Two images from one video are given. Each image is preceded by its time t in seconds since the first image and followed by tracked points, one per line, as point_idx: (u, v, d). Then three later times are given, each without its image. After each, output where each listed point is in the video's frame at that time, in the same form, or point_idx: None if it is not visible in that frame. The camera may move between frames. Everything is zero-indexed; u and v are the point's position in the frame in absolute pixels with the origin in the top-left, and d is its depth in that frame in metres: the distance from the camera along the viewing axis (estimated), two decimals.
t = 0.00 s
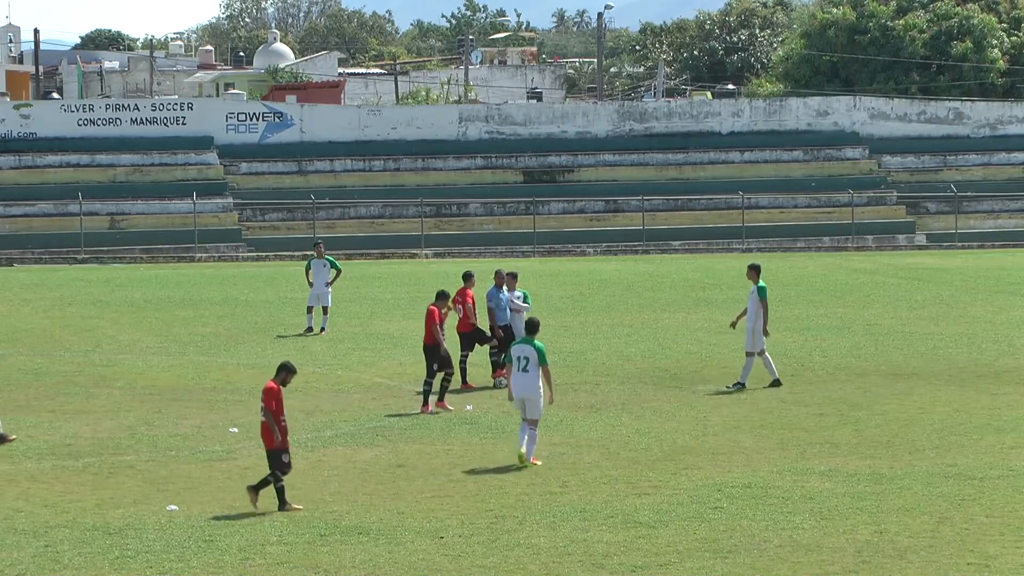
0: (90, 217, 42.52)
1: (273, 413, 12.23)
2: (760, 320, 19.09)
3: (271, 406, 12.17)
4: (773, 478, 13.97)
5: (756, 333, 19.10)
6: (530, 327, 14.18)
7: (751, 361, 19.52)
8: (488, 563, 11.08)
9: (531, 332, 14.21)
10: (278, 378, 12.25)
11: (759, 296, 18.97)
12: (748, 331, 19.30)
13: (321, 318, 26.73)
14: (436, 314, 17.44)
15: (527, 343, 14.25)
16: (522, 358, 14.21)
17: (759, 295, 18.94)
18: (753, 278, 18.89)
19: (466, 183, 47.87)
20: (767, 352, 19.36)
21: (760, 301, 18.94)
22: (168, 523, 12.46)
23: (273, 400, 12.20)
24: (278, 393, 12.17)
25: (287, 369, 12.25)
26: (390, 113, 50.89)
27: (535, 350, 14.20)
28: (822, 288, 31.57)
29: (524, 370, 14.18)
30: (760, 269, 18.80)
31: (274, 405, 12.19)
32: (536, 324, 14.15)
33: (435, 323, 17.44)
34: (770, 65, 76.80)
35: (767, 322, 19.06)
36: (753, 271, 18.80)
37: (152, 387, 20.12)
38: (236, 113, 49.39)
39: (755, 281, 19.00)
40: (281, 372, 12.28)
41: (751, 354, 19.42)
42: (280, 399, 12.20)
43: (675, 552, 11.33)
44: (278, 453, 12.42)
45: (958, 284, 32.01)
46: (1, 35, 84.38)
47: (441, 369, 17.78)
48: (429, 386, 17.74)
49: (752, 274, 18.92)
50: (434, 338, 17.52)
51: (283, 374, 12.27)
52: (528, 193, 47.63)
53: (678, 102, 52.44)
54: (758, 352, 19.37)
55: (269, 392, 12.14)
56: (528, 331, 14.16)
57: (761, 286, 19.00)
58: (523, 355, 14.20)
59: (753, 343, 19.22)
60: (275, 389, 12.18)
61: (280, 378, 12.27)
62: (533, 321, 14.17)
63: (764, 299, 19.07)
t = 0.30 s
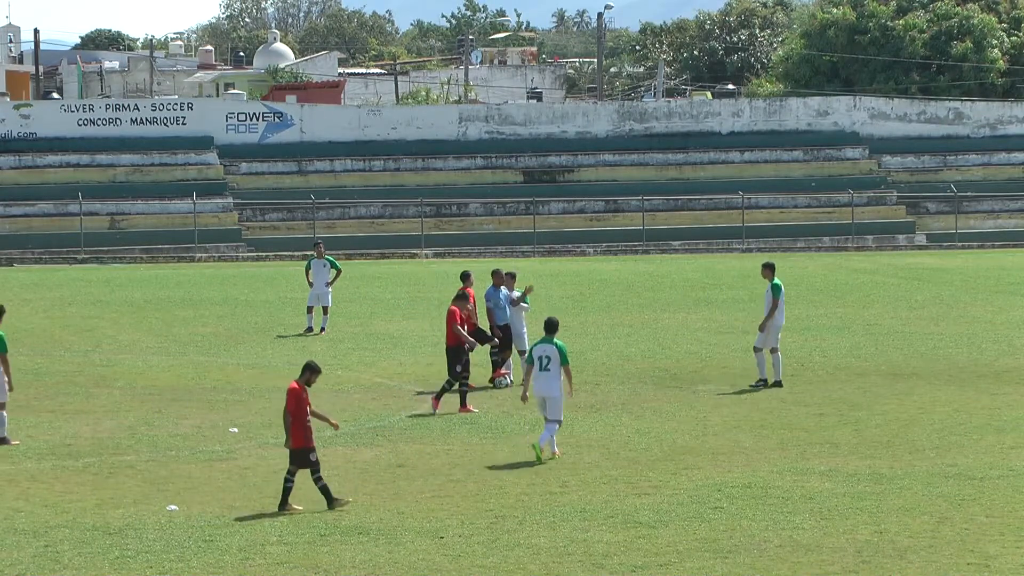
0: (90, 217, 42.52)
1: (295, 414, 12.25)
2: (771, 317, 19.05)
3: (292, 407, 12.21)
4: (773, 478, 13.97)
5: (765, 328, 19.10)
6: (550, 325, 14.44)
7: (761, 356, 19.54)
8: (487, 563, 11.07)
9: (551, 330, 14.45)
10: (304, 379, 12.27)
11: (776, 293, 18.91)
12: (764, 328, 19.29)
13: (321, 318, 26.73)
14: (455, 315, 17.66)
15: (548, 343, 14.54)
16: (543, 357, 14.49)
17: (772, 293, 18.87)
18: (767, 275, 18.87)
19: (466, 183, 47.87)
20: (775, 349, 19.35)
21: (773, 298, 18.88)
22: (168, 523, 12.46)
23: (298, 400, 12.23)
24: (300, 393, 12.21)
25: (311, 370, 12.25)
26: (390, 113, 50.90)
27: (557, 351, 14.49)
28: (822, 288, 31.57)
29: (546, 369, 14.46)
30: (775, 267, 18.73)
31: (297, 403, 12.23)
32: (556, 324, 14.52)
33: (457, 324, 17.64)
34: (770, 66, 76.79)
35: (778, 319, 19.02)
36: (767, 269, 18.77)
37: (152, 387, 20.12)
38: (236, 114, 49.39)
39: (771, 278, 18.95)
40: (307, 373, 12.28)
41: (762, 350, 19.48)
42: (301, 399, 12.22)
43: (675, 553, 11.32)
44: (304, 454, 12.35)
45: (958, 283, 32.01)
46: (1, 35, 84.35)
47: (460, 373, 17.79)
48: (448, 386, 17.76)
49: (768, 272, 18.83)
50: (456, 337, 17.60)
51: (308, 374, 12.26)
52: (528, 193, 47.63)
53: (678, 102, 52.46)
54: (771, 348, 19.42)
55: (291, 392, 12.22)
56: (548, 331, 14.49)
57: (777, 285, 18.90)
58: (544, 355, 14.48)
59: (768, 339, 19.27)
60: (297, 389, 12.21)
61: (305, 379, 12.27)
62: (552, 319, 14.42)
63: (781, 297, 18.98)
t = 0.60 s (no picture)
0: (90, 217, 42.52)
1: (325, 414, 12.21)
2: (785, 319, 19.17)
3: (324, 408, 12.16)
4: (773, 478, 13.97)
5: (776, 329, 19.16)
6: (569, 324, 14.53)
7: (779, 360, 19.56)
8: (487, 563, 11.08)
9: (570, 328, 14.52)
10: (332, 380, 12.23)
11: (788, 295, 19.05)
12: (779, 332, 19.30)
13: (320, 318, 26.75)
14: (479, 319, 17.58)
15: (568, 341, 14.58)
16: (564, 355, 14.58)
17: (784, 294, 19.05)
18: (782, 276, 19.00)
19: (466, 183, 47.87)
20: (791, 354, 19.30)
21: (784, 299, 19.04)
22: (167, 523, 12.46)
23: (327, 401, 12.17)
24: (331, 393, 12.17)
25: (339, 369, 12.25)
26: (390, 113, 50.91)
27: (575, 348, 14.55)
28: (822, 288, 31.56)
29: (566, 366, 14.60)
30: (789, 267, 18.93)
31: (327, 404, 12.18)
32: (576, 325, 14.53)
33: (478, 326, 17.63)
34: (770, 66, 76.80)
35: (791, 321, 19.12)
36: (782, 270, 18.95)
37: (152, 387, 20.12)
38: (236, 114, 49.40)
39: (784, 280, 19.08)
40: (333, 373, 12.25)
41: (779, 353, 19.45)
42: (330, 399, 12.17)
43: (675, 553, 11.32)
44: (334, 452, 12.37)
45: (958, 283, 32.01)
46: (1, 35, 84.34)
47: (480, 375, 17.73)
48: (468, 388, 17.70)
49: (783, 273, 18.98)
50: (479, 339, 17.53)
51: (336, 374, 12.25)
52: (528, 193, 47.63)
53: (678, 102, 52.46)
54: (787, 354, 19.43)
55: (320, 393, 12.15)
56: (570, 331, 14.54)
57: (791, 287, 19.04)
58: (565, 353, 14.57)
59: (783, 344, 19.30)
60: (327, 390, 12.14)
61: (333, 379, 12.24)
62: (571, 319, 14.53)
63: (793, 298, 19.13)
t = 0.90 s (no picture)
0: (90, 217, 42.52)
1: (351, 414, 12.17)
2: (801, 318, 19.21)
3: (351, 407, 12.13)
4: (773, 478, 13.97)
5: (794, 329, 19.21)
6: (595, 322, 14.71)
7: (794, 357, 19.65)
8: (487, 563, 11.07)
9: (596, 328, 14.73)
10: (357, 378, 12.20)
11: (800, 295, 19.01)
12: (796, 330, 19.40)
13: (320, 318, 26.75)
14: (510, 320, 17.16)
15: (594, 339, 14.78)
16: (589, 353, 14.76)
17: (797, 294, 19.04)
18: (794, 276, 19.01)
19: (466, 183, 47.87)
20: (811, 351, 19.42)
21: (798, 299, 19.03)
22: (168, 523, 12.46)
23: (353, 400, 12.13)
24: (357, 393, 12.14)
25: (364, 369, 12.20)
26: (390, 113, 50.91)
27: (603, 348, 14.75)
28: (822, 288, 31.56)
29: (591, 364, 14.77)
30: (801, 268, 18.89)
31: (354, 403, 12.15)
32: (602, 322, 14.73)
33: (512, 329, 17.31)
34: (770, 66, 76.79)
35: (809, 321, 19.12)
36: (793, 270, 18.96)
37: (152, 387, 20.12)
38: (236, 114, 49.40)
39: (797, 279, 19.07)
40: (358, 371, 12.23)
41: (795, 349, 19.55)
42: (353, 399, 12.13)
43: (675, 553, 11.33)
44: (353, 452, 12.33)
45: (958, 283, 32.01)
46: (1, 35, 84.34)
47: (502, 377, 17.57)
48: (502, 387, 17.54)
49: (794, 273, 18.99)
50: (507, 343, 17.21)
51: (360, 373, 12.22)
52: (528, 193, 47.63)
53: (678, 102, 52.47)
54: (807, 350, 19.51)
55: (344, 391, 12.14)
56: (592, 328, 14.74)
57: (804, 286, 19.03)
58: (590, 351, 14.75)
59: (803, 340, 19.32)
60: (351, 388, 12.11)
61: (358, 378, 12.21)
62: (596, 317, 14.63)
63: (807, 298, 19.09)
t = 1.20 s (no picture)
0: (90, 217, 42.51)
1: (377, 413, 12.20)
2: (807, 319, 19.18)
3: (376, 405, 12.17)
4: (773, 478, 13.97)
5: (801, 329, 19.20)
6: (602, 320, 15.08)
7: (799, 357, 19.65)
8: (487, 563, 11.07)
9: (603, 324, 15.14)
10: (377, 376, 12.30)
11: (805, 295, 18.98)
12: (801, 329, 19.38)
13: (320, 318, 26.75)
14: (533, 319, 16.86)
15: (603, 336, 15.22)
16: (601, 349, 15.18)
17: (801, 294, 19.02)
18: (798, 276, 18.99)
19: (466, 183, 47.87)
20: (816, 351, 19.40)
21: (804, 299, 19.01)
22: (168, 523, 12.46)
23: (376, 398, 12.18)
24: (380, 391, 12.20)
25: (386, 368, 12.37)
26: (390, 113, 50.90)
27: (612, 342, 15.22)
28: (822, 288, 31.55)
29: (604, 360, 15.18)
30: (805, 267, 18.86)
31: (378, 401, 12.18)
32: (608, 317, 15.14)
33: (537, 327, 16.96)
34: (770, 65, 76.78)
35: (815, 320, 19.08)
36: (797, 270, 18.94)
37: (152, 387, 20.12)
38: (236, 114, 49.40)
39: (801, 279, 19.05)
40: (379, 370, 12.35)
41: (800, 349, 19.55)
42: (377, 397, 12.18)
43: (675, 553, 11.32)
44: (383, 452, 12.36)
45: (958, 284, 32.01)
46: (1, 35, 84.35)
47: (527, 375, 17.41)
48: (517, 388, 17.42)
49: (798, 272, 18.97)
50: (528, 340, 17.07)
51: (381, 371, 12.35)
52: (528, 193, 47.64)
53: (678, 102, 52.48)
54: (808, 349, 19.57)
55: (367, 390, 12.19)
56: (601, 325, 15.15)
57: (808, 285, 18.99)
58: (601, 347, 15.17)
59: (807, 341, 19.36)
60: (371, 385, 12.20)
61: (380, 377, 12.33)
62: (604, 319, 14.84)
63: (812, 297, 19.06)
